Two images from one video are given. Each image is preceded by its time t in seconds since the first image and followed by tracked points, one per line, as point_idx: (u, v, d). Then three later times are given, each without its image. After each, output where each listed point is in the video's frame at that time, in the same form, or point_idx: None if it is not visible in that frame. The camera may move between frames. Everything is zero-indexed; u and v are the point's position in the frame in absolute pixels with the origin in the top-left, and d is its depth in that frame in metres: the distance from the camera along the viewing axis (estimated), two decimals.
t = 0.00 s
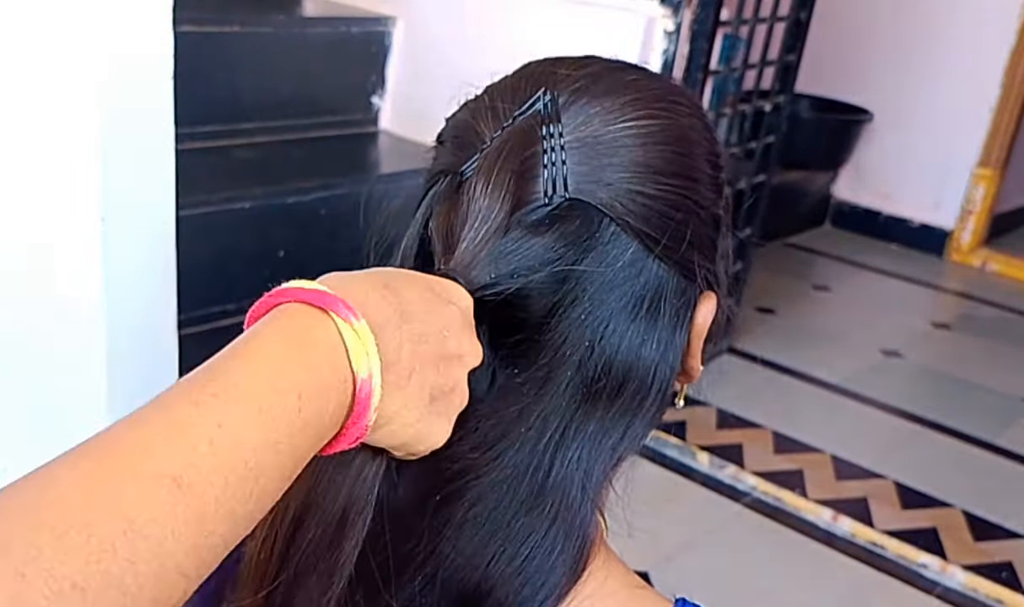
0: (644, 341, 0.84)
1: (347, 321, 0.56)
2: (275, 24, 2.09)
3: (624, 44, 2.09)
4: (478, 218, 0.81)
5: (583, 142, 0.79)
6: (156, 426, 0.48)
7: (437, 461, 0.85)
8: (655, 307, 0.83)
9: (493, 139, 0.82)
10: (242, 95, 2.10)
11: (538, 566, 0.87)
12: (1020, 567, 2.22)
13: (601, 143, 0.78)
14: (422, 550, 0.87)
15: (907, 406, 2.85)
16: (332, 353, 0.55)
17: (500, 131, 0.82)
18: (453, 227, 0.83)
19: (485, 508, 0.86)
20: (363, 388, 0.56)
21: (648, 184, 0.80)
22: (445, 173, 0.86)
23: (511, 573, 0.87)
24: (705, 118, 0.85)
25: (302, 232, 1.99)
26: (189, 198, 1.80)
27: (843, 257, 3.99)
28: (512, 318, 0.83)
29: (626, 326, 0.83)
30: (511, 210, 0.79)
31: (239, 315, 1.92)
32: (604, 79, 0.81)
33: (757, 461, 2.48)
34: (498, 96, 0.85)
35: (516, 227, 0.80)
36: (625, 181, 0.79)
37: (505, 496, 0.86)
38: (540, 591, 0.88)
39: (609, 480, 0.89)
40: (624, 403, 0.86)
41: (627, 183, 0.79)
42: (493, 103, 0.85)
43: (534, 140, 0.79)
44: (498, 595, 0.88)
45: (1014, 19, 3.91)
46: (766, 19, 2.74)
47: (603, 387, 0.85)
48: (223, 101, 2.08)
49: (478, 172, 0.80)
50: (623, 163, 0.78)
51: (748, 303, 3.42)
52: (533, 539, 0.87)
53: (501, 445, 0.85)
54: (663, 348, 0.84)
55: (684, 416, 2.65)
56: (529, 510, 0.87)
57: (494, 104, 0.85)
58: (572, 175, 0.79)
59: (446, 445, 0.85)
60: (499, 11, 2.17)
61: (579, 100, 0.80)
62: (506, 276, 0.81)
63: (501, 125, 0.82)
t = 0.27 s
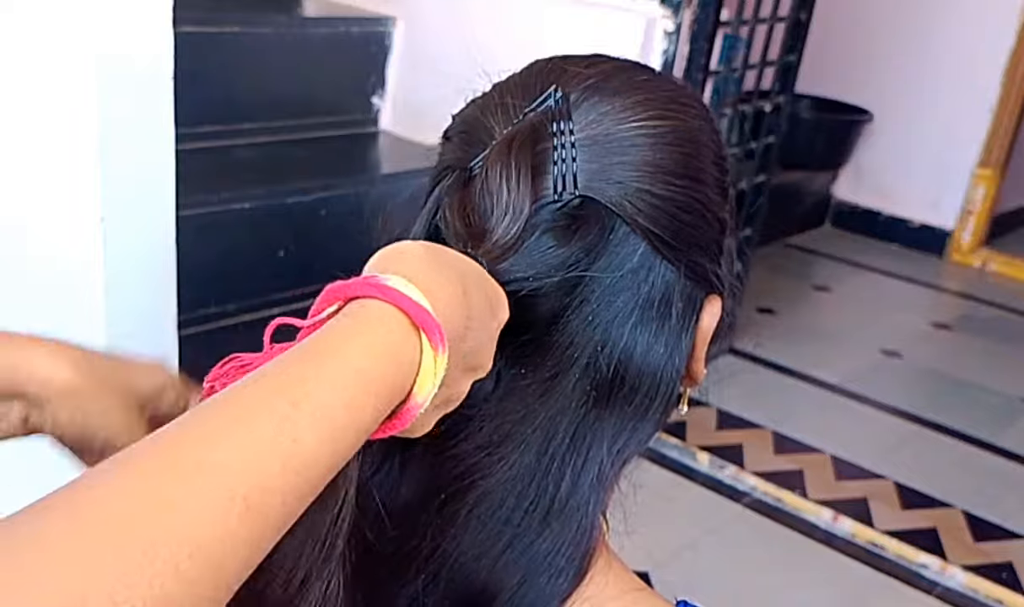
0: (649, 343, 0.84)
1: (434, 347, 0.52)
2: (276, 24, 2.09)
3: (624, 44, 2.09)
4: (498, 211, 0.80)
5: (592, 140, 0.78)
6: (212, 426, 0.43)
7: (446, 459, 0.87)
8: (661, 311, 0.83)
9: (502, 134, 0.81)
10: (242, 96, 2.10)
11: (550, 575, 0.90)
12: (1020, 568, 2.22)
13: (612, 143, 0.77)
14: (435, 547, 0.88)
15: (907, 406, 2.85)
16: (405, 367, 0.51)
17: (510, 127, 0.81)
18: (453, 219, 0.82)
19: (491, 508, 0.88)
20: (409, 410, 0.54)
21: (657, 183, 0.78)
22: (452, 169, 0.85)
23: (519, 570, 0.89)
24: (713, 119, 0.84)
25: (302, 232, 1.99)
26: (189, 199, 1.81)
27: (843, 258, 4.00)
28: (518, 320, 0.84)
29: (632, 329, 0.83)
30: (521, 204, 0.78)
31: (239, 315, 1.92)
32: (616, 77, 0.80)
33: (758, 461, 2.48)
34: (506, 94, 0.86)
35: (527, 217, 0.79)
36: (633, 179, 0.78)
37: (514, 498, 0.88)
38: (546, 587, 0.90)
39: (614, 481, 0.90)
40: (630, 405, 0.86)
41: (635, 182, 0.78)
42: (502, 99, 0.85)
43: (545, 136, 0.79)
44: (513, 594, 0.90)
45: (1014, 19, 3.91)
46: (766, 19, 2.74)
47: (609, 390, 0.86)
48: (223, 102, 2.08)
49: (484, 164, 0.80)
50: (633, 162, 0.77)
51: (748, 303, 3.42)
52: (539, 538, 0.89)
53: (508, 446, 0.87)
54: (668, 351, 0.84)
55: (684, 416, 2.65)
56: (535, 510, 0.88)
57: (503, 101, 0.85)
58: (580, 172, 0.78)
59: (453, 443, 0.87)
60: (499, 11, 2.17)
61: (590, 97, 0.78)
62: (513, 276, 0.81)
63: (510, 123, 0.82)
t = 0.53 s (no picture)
0: (654, 342, 0.84)
1: (454, 327, 0.54)
2: (276, 23, 2.08)
3: (625, 43, 2.08)
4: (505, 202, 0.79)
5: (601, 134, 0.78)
6: (249, 422, 0.44)
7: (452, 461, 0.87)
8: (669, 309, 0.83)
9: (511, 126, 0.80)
10: (242, 95, 2.09)
11: (557, 573, 0.91)
12: (1021, 568, 2.22)
13: (619, 136, 0.77)
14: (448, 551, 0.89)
15: (908, 406, 2.84)
16: (424, 348, 0.53)
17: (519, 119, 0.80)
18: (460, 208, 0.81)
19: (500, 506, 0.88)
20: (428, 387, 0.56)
21: (666, 178, 0.78)
22: (461, 163, 0.84)
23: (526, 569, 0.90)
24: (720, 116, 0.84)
25: (302, 232, 1.98)
26: (188, 198, 1.80)
27: (843, 257, 3.99)
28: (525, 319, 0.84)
29: (638, 327, 0.84)
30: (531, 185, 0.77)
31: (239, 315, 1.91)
32: (625, 73, 0.79)
33: (759, 461, 2.47)
34: (516, 87, 0.84)
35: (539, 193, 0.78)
36: (641, 173, 0.78)
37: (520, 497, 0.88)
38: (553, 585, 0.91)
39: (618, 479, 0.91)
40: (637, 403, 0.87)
41: (644, 176, 0.78)
42: (511, 93, 0.84)
43: (552, 129, 0.77)
44: (524, 592, 0.91)
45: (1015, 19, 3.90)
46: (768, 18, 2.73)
47: (616, 388, 0.86)
48: (223, 101, 2.07)
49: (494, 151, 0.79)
50: (642, 156, 0.77)
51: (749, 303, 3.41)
52: (546, 537, 0.89)
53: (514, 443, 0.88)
54: (673, 349, 0.84)
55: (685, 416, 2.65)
56: (543, 509, 0.89)
57: (513, 94, 0.84)
58: (589, 166, 0.77)
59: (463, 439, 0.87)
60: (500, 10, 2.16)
61: (600, 92, 0.78)
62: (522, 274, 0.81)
63: (519, 116, 0.81)
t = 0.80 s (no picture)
0: (656, 345, 0.85)
1: (464, 345, 0.58)
2: (276, 23, 2.08)
3: (625, 42, 2.07)
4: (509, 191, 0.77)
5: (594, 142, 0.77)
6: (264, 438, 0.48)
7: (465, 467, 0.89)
8: (670, 312, 0.84)
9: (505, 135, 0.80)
10: (241, 95, 2.09)
11: (563, 575, 0.95)
12: (1021, 568, 2.22)
13: (613, 144, 0.76)
14: (463, 557, 0.91)
15: (908, 406, 2.84)
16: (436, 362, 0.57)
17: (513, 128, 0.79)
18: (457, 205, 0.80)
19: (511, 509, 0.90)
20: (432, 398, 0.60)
21: (661, 183, 0.78)
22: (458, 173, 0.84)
23: (536, 569, 0.93)
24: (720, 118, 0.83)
25: (302, 232, 1.98)
26: (188, 198, 1.80)
27: (844, 257, 3.99)
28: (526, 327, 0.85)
29: (640, 331, 0.84)
30: (530, 162, 0.76)
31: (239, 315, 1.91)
32: (618, 78, 0.78)
33: (759, 461, 2.47)
34: (510, 95, 0.83)
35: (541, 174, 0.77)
36: (635, 179, 0.77)
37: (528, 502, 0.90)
38: (562, 580, 0.95)
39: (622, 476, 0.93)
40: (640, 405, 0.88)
41: (637, 182, 0.77)
42: (506, 101, 0.83)
43: (547, 137, 0.76)
44: (533, 594, 0.95)
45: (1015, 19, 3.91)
46: (768, 18, 2.73)
47: (619, 392, 0.87)
48: (223, 101, 2.07)
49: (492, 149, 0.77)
50: (636, 164, 0.77)
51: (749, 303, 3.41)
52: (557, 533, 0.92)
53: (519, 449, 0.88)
54: (676, 351, 0.85)
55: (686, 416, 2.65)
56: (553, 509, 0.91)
57: (506, 103, 0.83)
58: (584, 175, 0.77)
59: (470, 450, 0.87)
60: (499, 10, 2.16)
61: (593, 98, 0.77)
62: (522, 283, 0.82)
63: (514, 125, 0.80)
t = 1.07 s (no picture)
0: (644, 344, 0.82)
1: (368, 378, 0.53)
2: (275, 23, 2.08)
3: (625, 42, 2.07)
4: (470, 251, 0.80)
5: (577, 148, 0.79)
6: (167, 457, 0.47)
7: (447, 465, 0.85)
8: (657, 309, 0.82)
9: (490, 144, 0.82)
10: (241, 95, 2.09)
11: (551, 578, 0.89)
12: (1021, 568, 2.22)
13: (597, 150, 0.78)
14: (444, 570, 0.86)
15: (908, 406, 2.84)
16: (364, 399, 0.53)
17: (497, 137, 0.82)
18: (443, 228, 0.84)
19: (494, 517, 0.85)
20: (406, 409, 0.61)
21: (646, 188, 0.78)
22: (444, 179, 0.87)
23: (519, 578, 0.88)
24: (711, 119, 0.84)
25: (302, 232, 1.98)
26: (188, 198, 1.80)
27: (844, 257, 3.99)
28: (510, 324, 0.83)
29: (626, 330, 0.82)
30: (500, 224, 0.79)
31: (238, 315, 1.91)
32: (602, 83, 0.81)
33: (759, 461, 2.47)
34: (495, 102, 0.85)
35: (506, 231, 0.79)
36: (618, 184, 0.78)
37: (510, 505, 0.86)
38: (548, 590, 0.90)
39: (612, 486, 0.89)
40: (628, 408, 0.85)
41: (621, 187, 0.78)
42: (490, 108, 0.85)
43: (528, 145, 0.79)
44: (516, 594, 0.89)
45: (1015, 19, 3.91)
46: (767, 18, 2.73)
47: (606, 393, 0.84)
48: (222, 101, 2.07)
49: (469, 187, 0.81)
50: (619, 169, 0.78)
51: (749, 303, 3.41)
52: (543, 544, 0.87)
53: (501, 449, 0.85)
54: (664, 350, 0.82)
55: (685, 416, 2.65)
56: (538, 518, 0.86)
57: (491, 110, 0.85)
58: (567, 182, 0.79)
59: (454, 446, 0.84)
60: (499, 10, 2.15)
61: (575, 105, 0.79)
62: (502, 283, 0.81)
63: (498, 134, 0.82)
